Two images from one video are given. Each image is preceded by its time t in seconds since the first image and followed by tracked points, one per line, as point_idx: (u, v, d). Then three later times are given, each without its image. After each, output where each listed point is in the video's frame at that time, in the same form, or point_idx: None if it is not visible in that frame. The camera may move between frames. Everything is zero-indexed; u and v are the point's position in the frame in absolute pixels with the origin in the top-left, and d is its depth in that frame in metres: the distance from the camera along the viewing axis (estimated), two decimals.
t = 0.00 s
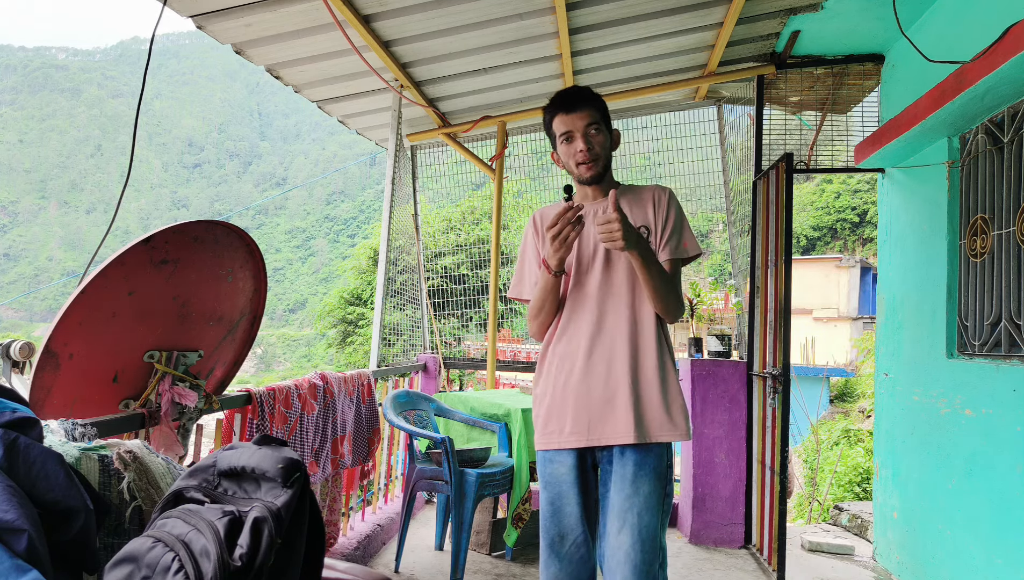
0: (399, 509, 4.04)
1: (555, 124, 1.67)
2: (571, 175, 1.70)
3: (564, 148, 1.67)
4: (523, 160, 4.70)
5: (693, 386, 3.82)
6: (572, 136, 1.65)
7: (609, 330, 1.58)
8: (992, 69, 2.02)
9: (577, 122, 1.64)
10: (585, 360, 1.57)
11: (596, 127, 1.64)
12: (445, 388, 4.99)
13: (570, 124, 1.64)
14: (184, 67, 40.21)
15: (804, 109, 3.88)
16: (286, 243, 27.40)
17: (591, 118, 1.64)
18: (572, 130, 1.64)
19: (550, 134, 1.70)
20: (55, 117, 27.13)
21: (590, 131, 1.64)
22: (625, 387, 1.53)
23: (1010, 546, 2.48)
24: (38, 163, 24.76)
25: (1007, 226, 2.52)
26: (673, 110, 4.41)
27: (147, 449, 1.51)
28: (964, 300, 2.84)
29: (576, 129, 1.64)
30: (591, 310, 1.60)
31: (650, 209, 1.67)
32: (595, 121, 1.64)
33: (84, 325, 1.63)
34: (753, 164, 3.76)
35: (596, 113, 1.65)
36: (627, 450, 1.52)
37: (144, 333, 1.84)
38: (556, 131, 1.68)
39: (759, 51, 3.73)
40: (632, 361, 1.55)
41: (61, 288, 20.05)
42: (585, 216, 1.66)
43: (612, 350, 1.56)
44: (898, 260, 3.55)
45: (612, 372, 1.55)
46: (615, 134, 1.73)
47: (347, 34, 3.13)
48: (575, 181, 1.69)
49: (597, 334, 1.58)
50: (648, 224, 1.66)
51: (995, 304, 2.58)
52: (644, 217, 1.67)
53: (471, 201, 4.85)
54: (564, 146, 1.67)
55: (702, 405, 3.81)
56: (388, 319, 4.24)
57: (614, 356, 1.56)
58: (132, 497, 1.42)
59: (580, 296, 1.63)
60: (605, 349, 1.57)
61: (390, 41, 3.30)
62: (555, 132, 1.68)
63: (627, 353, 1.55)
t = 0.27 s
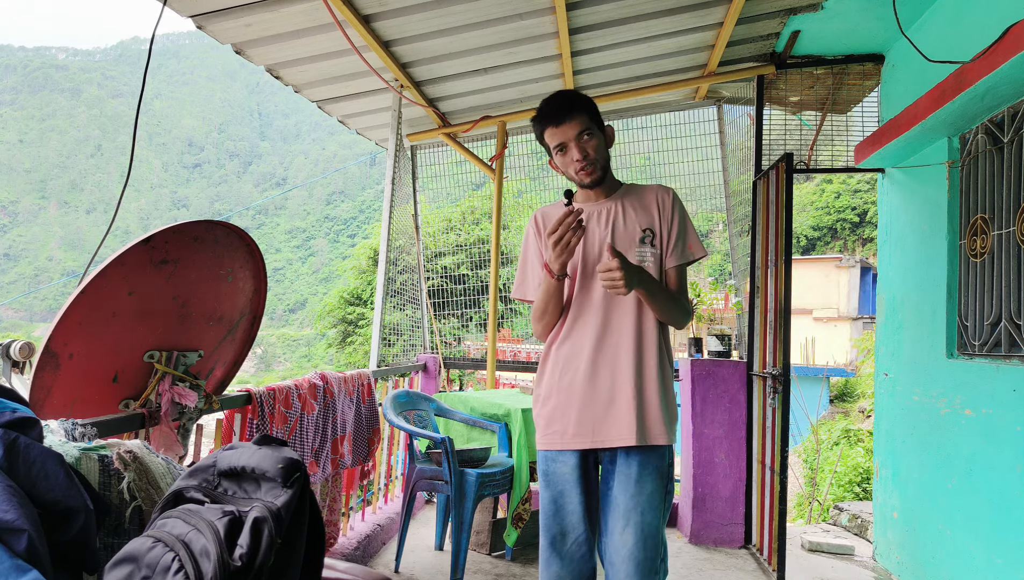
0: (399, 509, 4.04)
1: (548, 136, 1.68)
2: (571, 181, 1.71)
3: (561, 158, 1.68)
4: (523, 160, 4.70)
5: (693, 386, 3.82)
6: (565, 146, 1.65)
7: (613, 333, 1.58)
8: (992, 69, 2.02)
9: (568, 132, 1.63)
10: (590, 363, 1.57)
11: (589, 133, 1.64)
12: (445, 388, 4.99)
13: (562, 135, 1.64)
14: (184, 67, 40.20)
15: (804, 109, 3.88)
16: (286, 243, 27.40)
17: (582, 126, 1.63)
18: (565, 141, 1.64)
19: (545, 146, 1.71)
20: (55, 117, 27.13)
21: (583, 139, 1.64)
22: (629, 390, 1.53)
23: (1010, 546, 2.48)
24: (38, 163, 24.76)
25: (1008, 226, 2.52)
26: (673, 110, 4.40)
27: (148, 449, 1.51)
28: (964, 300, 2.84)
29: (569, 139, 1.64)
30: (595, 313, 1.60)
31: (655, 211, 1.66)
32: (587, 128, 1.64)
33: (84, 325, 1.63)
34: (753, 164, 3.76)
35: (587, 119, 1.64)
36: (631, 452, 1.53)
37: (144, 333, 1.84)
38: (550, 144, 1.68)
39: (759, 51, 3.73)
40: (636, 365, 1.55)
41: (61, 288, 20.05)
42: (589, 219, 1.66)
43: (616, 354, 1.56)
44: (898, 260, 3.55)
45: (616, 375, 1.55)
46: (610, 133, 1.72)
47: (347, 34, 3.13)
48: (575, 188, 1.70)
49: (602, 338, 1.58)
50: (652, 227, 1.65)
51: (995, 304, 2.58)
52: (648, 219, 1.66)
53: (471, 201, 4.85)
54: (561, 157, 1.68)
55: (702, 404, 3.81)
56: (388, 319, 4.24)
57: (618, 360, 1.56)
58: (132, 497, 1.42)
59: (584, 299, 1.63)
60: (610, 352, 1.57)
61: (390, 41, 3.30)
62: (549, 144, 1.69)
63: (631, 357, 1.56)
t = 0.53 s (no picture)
0: (399, 509, 4.04)
1: (549, 130, 1.69)
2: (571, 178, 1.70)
3: (561, 152, 1.69)
4: (523, 160, 4.70)
5: (693, 386, 3.82)
6: (566, 140, 1.66)
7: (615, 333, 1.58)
8: (992, 69, 2.02)
9: (569, 125, 1.65)
10: (592, 363, 1.58)
11: (589, 127, 1.66)
12: (445, 388, 4.99)
13: (563, 127, 1.66)
14: (184, 67, 40.20)
15: (804, 109, 3.88)
16: (286, 243, 27.40)
17: (583, 120, 1.65)
18: (566, 134, 1.66)
19: (546, 141, 1.72)
20: (55, 117, 27.13)
21: (584, 132, 1.65)
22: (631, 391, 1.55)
23: (1010, 546, 2.48)
24: (38, 163, 24.75)
25: (1008, 226, 2.52)
26: (673, 110, 4.40)
27: (148, 449, 1.51)
28: (964, 301, 2.84)
29: (570, 132, 1.65)
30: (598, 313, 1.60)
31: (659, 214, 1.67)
32: (588, 122, 1.66)
33: (84, 325, 1.63)
34: (753, 164, 3.76)
35: (588, 114, 1.66)
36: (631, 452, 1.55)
37: (144, 333, 1.84)
38: (551, 137, 1.70)
39: (759, 51, 3.73)
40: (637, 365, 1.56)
41: (61, 288, 20.05)
42: (590, 217, 1.65)
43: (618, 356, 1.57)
44: (898, 260, 3.55)
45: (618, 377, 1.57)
46: (611, 132, 1.74)
47: (347, 34, 3.13)
48: (575, 183, 1.69)
49: (604, 338, 1.59)
50: (655, 228, 1.65)
51: (995, 304, 2.58)
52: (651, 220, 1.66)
53: (471, 201, 4.85)
54: (561, 151, 1.68)
55: (702, 404, 3.81)
56: (388, 319, 4.24)
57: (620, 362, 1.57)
58: (132, 497, 1.42)
59: (586, 298, 1.63)
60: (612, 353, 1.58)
61: (390, 41, 3.30)
62: (551, 139, 1.70)
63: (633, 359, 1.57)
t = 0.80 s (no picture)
0: (399, 509, 4.04)
1: (559, 124, 1.71)
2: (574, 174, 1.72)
3: (568, 147, 1.70)
4: (523, 160, 4.70)
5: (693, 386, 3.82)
6: (575, 135, 1.68)
7: (615, 330, 1.59)
8: (992, 69, 2.02)
9: (580, 121, 1.67)
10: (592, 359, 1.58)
11: (599, 126, 1.68)
12: (445, 388, 4.99)
13: (573, 123, 1.68)
14: (184, 66, 40.18)
15: (804, 109, 3.88)
16: (286, 243, 27.41)
17: (592, 117, 1.68)
18: (575, 129, 1.68)
19: (554, 135, 1.73)
20: (55, 117, 27.13)
21: (593, 130, 1.68)
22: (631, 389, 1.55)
23: (1010, 546, 2.48)
24: (38, 164, 24.75)
25: (1008, 226, 2.52)
26: (673, 110, 4.41)
27: (147, 449, 1.51)
28: (964, 300, 2.84)
29: (579, 128, 1.67)
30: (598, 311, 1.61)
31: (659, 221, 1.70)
32: (598, 120, 1.68)
33: (84, 325, 1.63)
34: (753, 164, 3.76)
35: (597, 112, 1.69)
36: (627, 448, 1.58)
37: (144, 333, 1.84)
38: (560, 132, 1.71)
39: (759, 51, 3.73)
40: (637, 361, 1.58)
41: (61, 288, 20.04)
42: (592, 216, 1.67)
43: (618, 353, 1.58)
44: (898, 260, 3.55)
45: (617, 374, 1.57)
46: (619, 134, 1.76)
47: (347, 35, 3.13)
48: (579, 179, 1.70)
49: (605, 334, 1.59)
50: (654, 232, 1.67)
51: (995, 304, 2.58)
52: (651, 225, 1.68)
53: (471, 201, 4.85)
54: (568, 146, 1.70)
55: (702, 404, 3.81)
56: (388, 319, 4.24)
57: (620, 359, 1.57)
58: (132, 497, 1.42)
59: (587, 295, 1.63)
60: (612, 350, 1.58)
61: (390, 41, 3.30)
62: (559, 132, 1.72)
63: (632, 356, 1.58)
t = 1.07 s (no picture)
0: (399, 509, 4.04)
1: (570, 132, 1.71)
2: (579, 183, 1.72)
3: (576, 156, 1.70)
4: (523, 160, 4.70)
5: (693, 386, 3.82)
6: (586, 145, 1.68)
7: (615, 331, 1.60)
8: (992, 69, 2.02)
9: (592, 133, 1.68)
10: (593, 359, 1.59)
11: (609, 140, 1.69)
12: (445, 388, 5.00)
13: (585, 134, 1.68)
14: (184, 66, 40.18)
15: (804, 109, 3.88)
16: (286, 243, 27.42)
17: (604, 130, 1.69)
18: (586, 140, 1.68)
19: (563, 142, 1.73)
20: (55, 117, 27.13)
21: (603, 144, 1.68)
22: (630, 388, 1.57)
23: (1010, 546, 2.48)
24: (38, 164, 24.74)
25: (1008, 226, 2.52)
26: (673, 110, 4.41)
27: (147, 449, 1.51)
28: (964, 300, 2.84)
29: (590, 140, 1.68)
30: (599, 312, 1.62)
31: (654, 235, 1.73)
32: (609, 134, 1.69)
33: (84, 325, 1.63)
34: (753, 164, 3.76)
35: (610, 126, 1.69)
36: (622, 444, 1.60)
37: (144, 333, 1.84)
38: (570, 140, 1.71)
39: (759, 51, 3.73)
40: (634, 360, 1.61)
41: (61, 288, 20.05)
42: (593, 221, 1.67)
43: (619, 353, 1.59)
44: (898, 260, 3.55)
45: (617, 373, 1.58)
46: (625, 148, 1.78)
47: (347, 35, 3.13)
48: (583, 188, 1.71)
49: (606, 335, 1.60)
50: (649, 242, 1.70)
51: (995, 304, 2.58)
52: (646, 234, 1.71)
53: (471, 201, 4.85)
54: (577, 155, 1.70)
55: (702, 404, 3.81)
56: (388, 319, 4.24)
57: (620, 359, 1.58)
58: (132, 497, 1.42)
59: (589, 296, 1.63)
60: (613, 350, 1.59)
61: (390, 41, 3.30)
62: (569, 140, 1.72)
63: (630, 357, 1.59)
